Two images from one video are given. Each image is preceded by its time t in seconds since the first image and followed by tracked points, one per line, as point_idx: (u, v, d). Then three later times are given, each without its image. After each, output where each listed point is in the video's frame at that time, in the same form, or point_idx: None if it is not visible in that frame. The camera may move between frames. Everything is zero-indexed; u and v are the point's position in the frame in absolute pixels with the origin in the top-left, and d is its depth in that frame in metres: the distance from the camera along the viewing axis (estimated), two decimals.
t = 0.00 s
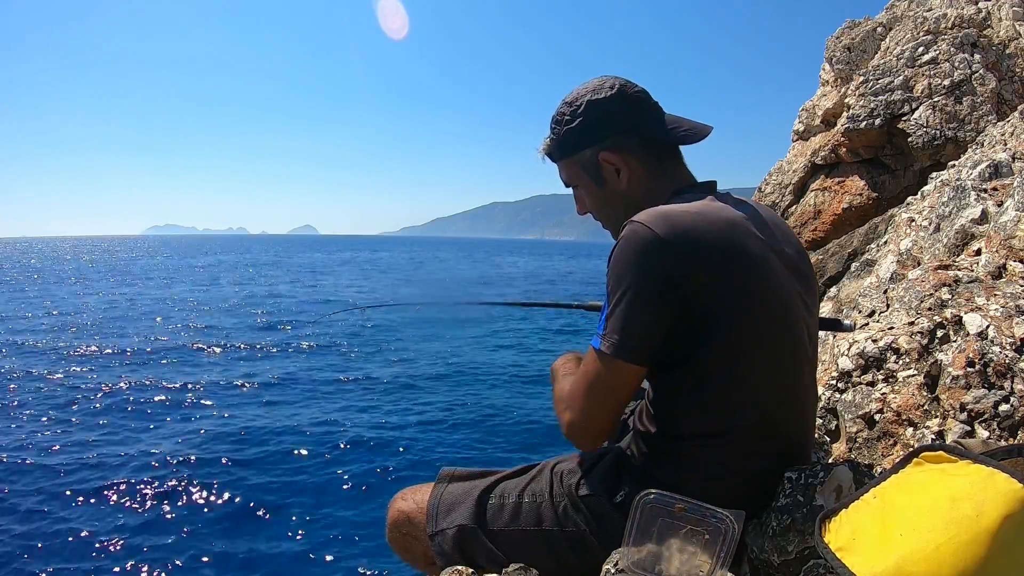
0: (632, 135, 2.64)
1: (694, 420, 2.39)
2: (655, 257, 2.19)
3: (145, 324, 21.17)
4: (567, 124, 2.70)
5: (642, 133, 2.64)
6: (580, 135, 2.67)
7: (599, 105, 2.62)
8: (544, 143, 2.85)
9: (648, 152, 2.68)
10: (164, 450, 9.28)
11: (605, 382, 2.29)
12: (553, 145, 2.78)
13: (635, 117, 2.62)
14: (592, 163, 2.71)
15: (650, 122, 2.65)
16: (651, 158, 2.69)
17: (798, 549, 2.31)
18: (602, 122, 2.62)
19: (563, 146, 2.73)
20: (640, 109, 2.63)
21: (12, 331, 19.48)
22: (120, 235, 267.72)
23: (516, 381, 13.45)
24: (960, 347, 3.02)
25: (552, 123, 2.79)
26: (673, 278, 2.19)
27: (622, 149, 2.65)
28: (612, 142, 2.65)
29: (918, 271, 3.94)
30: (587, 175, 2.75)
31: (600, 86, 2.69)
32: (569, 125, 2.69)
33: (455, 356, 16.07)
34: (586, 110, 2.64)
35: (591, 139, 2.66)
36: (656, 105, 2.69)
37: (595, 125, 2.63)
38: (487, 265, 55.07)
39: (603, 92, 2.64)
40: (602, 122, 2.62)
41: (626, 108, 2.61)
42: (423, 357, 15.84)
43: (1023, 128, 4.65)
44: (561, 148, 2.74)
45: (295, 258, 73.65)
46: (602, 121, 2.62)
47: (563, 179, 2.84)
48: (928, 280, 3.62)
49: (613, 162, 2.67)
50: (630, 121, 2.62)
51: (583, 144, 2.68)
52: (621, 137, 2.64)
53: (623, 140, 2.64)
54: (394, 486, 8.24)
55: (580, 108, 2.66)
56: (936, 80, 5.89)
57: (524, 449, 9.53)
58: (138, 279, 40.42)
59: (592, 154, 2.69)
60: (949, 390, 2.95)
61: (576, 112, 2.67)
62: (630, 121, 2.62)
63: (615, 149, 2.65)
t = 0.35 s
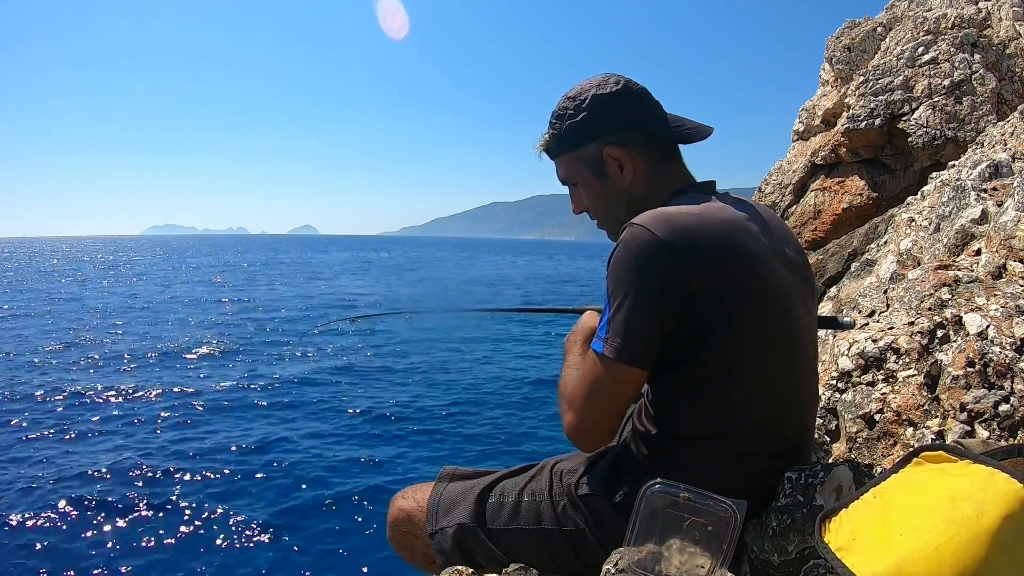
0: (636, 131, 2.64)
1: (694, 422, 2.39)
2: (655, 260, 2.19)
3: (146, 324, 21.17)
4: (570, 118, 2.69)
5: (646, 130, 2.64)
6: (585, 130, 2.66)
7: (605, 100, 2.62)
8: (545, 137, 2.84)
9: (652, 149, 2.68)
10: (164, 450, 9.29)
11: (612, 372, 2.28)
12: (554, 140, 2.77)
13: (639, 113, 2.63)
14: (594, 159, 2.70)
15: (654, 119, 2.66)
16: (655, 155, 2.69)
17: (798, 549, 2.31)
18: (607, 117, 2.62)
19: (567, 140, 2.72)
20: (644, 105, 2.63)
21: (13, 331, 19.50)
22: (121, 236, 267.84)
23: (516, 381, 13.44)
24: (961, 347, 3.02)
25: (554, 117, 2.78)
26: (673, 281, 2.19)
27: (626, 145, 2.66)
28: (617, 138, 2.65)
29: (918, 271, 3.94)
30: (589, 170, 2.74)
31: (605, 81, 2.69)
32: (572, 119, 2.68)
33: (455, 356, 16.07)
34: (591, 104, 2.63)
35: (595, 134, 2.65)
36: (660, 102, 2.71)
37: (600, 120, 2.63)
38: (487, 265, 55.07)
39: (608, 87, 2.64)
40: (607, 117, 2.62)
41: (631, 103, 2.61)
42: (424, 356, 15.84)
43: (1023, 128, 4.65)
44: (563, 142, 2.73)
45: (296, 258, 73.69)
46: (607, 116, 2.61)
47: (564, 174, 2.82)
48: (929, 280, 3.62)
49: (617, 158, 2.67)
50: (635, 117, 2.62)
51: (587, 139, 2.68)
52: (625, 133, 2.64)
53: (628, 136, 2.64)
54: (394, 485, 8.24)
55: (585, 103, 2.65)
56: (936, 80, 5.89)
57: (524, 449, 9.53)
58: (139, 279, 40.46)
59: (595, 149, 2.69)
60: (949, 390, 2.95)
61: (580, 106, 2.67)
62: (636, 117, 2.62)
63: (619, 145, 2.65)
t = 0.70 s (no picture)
0: (634, 131, 2.64)
1: (693, 423, 2.39)
2: (655, 261, 2.19)
3: (146, 324, 21.19)
4: (569, 118, 2.69)
5: (644, 130, 2.64)
6: (583, 130, 2.66)
7: (604, 100, 2.61)
8: (543, 137, 2.84)
9: (650, 150, 2.68)
10: (164, 450, 9.29)
11: (611, 367, 2.27)
12: (552, 140, 2.77)
13: (638, 113, 2.63)
14: (593, 159, 2.70)
15: (653, 119, 2.66)
16: (653, 155, 2.70)
17: (798, 549, 2.31)
18: (606, 117, 2.62)
19: (565, 140, 2.72)
20: (642, 105, 2.63)
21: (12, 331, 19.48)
22: (120, 235, 267.81)
23: (516, 381, 13.44)
24: (960, 347, 3.02)
25: (552, 117, 2.78)
26: (673, 282, 2.19)
27: (625, 146, 2.66)
28: (616, 138, 2.65)
29: (918, 271, 3.94)
30: (587, 170, 2.74)
31: (603, 82, 2.69)
32: (571, 119, 2.68)
33: (455, 356, 16.06)
34: (590, 104, 2.63)
35: (594, 134, 2.65)
36: (658, 103, 2.71)
37: (599, 120, 2.63)
38: (488, 265, 55.04)
39: (605, 87, 2.64)
40: (606, 117, 2.61)
41: (629, 103, 2.61)
42: (423, 356, 15.84)
43: (1023, 128, 4.65)
44: (562, 141, 2.73)
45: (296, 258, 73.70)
46: (606, 115, 2.61)
47: (562, 174, 2.82)
48: (928, 280, 3.62)
49: (616, 158, 2.67)
50: (634, 118, 2.62)
51: (585, 138, 2.67)
52: (624, 133, 2.64)
53: (626, 137, 2.64)
54: (394, 485, 8.24)
55: (583, 102, 2.65)
56: (936, 80, 5.89)
57: (524, 449, 9.53)
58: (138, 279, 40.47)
59: (594, 149, 2.68)
60: (949, 390, 2.95)
61: (578, 106, 2.66)
62: (634, 117, 2.62)
63: (618, 145, 2.65)
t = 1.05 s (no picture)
0: (630, 133, 2.63)
1: (692, 424, 2.39)
2: (652, 263, 2.19)
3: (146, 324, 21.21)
4: (565, 121, 2.68)
5: (640, 132, 2.64)
6: (579, 133, 2.65)
7: (599, 103, 2.61)
8: (539, 141, 2.83)
9: (646, 152, 2.68)
10: (163, 450, 9.28)
11: (613, 373, 2.26)
12: (548, 143, 2.76)
13: (633, 115, 2.62)
14: (590, 162, 2.70)
15: (648, 121, 2.66)
16: (650, 157, 2.69)
17: (797, 549, 2.31)
18: (602, 120, 2.61)
19: (561, 144, 2.71)
20: (637, 107, 2.63)
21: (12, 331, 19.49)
22: (121, 235, 267.85)
23: (516, 381, 13.43)
24: (961, 347, 3.02)
25: (547, 120, 2.77)
26: (671, 284, 2.19)
27: (621, 148, 2.65)
28: (612, 141, 2.64)
29: (918, 271, 3.94)
30: (584, 173, 2.73)
31: (598, 84, 2.68)
32: (566, 122, 2.67)
33: (455, 356, 16.05)
34: (585, 107, 2.62)
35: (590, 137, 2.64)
36: (653, 104, 2.71)
37: (594, 123, 2.62)
38: (488, 265, 55.01)
39: (600, 90, 2.64)
40: (602, 120, 2.61)
41: (624, 105, 2.61)
42: (423, 356, 15.83)
43: (1023, 128, 4.66)
44: (558, 145, 2.72)
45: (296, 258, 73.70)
46: (601, 119, 2.61)
47: (559, 178, 2.82)
48: (928, 280, 3.62)
49: (613, 161, 2.66)
50: (629, 120, 2.62)
51: (581, 142, 2.66)
52: (619, 136, 2.63)
53: (622, 139, 2.64)
54: (394, 485, 8.23)
55: (578, 106, 2.64)
56: (936, 80, 5.89)
57: (524, 449, 9.52)
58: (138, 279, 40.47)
59: (590, 152, 2.68)
60: (949, 390, 2.95)
61: (574, 109, 2.66)
62: (630, 119, 2.62)
63: (614, 148, 2.65)
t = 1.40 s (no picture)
0: (630, 133, 2.63)
1: (691, 424, 2.39)
2: (651, 263, 2.19)
3: (146, 323, 21.23)
4: (565, 122, 2.68)
5: (641, 132, 2.63)
6: (579, 134, 2.65)
7: (598, 104, 2.61)
8: (540, 142, 2.84)
9: (647, 152, 2.67)
10: (163, 450, 9.28)
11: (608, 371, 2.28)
12: (549, 145, 2.77)
13: (633, 115, 2.62)
14: (590, 163, 2.70)
15: (648, 121, 2.65)
16: (651, 157, 2.69)
17: (798, 549, 2.31)
18: (601, 121, 2.61)
19: (561, 145, 2.72)
20: (637, 106, 2.62)
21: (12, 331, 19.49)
22: (121, 235, 267.88)
23: (516, 381, 13.42)
24: (961, 347, 3.02)
25: (548, 121, 2.78)
26: (669, 285, 2.19)
27: (621, 149, 2.65)
28: (612, 141, 2.63)
29: (918, 271, 3.94)
30: (585, 173, 2.74)
31: (597, 85, 2.68)
32: (566, 124, 2.68)
33: (455, 356, 16.04)
34: (585, 108, 2.62)
35: (589, 138, 2.64)
36: (653, 103, 2.70)
37: (593, 124, 2.62)
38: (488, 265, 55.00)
39: (600, 90, 2.64)
40: (601, 121, 2.61)
41: (624, 106, 2.60)
42: (423, 357, 15.83)
43: (1023, 128, 4.66)
44: (559, 146, 2.73)
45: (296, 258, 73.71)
46: (600, 120, 2.61)
47: (561, 178, 2.83)
48: (928, 280, 3.62)
49: (612, 162, 2.66)
50: (629, 120, 2.61)
51: (582, 143, 2.67)
52: (619, 137, 2.63)
53: (622, 140, 2.63)
54: (394, 485, 8.23)
55: (578, 107, 2.65)
56: (936, 80, 5.89)
57: (523, 449, 9.51)
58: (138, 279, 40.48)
59: (590, 153, 2.68)
60: (949, 390, 2.95)
61: (573, 110, 2.66)
62: (630, 120, 2.61)
63: (614, 148, 2.64)
